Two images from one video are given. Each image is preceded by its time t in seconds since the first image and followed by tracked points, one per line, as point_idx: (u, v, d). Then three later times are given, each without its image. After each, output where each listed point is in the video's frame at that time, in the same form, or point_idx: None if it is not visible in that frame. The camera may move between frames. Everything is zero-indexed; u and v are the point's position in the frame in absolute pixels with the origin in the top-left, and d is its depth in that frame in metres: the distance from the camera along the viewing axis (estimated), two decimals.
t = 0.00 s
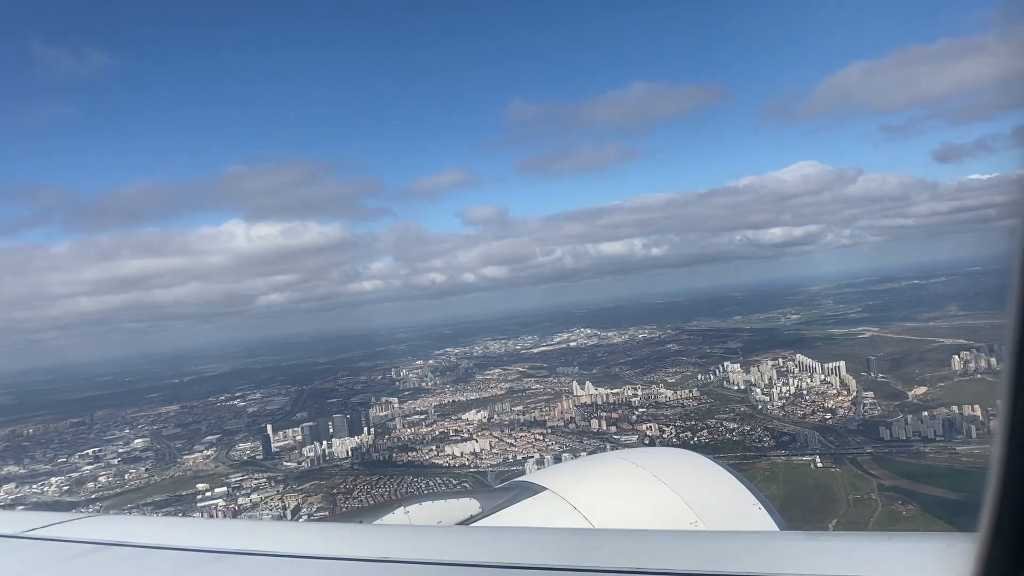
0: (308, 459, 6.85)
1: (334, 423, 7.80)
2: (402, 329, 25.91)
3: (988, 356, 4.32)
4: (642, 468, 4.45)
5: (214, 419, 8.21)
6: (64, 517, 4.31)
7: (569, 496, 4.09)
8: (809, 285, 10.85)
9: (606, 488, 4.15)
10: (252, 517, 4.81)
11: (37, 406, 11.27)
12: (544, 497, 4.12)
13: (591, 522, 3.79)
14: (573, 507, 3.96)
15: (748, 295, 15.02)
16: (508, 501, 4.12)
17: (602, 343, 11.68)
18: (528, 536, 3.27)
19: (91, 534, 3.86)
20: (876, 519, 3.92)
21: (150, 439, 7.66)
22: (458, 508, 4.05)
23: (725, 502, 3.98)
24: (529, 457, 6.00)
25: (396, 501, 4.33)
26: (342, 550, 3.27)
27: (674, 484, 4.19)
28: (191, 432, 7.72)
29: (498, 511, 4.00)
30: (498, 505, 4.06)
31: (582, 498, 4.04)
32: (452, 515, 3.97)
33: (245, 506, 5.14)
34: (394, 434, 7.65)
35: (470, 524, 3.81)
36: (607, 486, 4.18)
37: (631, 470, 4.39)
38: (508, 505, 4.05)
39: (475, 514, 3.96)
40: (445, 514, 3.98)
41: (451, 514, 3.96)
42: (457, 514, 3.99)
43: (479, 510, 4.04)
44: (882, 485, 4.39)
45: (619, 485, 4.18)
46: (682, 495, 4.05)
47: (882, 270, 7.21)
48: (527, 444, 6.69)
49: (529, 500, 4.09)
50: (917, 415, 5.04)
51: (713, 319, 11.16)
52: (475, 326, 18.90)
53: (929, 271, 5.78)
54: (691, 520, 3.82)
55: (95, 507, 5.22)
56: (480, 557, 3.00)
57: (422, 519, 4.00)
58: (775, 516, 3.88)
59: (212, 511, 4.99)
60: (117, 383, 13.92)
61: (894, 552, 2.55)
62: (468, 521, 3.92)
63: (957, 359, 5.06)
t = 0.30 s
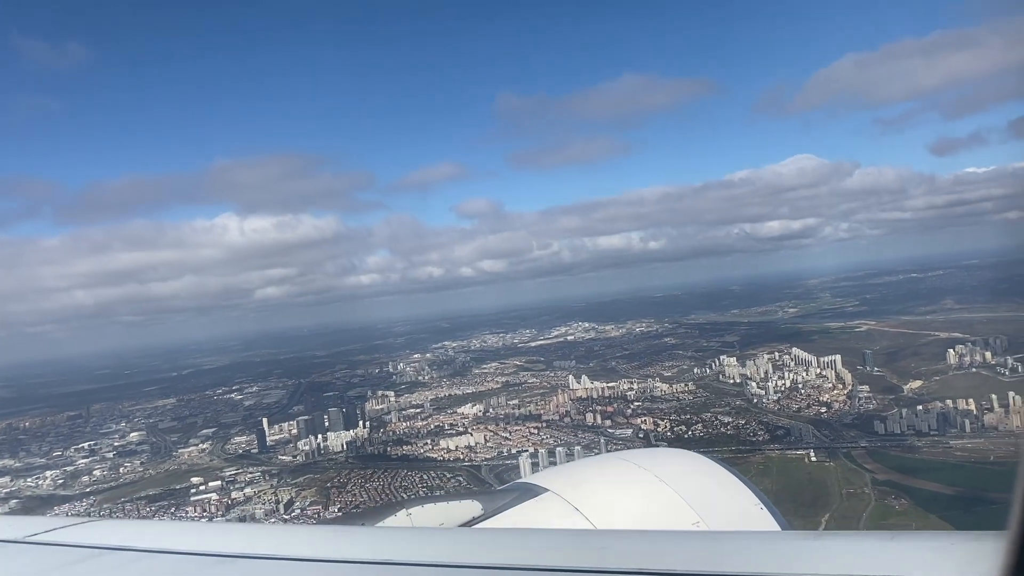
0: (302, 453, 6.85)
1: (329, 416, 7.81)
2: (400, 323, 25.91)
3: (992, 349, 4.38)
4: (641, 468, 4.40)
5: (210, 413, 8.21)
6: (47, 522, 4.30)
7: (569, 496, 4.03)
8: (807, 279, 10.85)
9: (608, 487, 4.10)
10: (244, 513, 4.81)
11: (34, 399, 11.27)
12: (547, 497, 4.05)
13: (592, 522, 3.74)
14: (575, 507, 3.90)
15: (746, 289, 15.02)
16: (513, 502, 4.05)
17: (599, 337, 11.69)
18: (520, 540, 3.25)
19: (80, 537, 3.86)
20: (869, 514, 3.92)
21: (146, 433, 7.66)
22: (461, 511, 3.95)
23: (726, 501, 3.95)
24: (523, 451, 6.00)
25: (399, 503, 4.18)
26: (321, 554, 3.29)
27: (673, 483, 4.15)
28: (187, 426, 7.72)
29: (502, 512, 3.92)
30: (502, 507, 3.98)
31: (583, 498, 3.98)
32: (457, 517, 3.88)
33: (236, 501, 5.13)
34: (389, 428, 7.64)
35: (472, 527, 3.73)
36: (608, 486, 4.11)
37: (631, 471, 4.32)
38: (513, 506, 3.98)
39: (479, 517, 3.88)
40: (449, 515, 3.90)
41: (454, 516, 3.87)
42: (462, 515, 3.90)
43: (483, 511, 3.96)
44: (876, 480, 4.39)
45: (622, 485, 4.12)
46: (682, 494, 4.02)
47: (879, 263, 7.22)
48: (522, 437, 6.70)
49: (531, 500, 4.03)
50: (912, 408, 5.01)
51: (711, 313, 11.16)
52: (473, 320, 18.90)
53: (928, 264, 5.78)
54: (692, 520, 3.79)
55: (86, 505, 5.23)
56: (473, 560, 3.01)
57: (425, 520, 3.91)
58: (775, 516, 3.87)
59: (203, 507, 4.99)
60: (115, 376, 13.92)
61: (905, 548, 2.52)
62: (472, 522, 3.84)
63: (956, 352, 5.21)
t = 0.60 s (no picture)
0: (297, 447, 6.86)
1: (323, 410, 7.81)
2: (398, 316, 25.88)
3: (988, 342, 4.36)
4: (639, 465, 4.39)
5: (206, 406, 8.20)
6: (38, 522, 4.29)
7: (568, 493, 4.03)
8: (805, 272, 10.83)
9: (606, 484, 4.10)
10: (236, 508, 4.82)
11: (31, 392, 11.26)
12: (547, 496, 4.03)
13: (592, 520, 3.74)
14: (574, 504, 3.90)
15: (744, 282, 15.00)
16: (513, 500, 4.05)
17: (596, 330, 11.68)
18: (513, 538, 3.25)
19: (68, 536, 3.86)
20: (862, 507, 3.93)
21: (141, 426, 7.65)
22: (462, 510, 3.94)
23: (725, 499, 3.94)
24: (518, 445, 6.01)
25: (400, 502, 4.16)
26: (297, 554, 3.30)
27: (672, 479, 4.14)
28: (182, 419, 7.72)
29: (503, 511, 3.91)
30: (503, 506, 3.97)
31: (581, 496, 3.97)
32: (457, 515, 3.87)
33: (229, 496, 5.14)
34: (384, 422, 7.65)
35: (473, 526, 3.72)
36: (607, 484, 4.11)
37: (628, 468, 4.31)
38: (514, 504, 3.97)
39: (481, 515, 3.86)
40: (451, 514, 3.89)
41: (456, 516, 3.86)
42: (463, 513, 3.89)
43: (484, 509, 3.94)
44: (870, 474, 4.39)
45: (620, 482, 4.11)
46: (680, 491, 4.01)
47: (877, 256, 7.19)
48: (517, 431, 6.71)
49: (531, 499, 4.01)
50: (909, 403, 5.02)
51: (708, 306, 11.14)
52: (471, 313, 18.89)
53: (925, 257, 5.76)
54: (692, 517, 3.78)
55: (80, 499, 5.23)
56: (466, 558, 3.01)
57: (428, 519, 3.89)
58: (777, 513, 3.84)
59: (196, 502, 5.00)
60: (112, 369, 13.91)
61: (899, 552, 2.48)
62: (472, 521, 3.83)
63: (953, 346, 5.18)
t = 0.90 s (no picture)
0: (291, 438, 6.85)
1: (316, 402, 7.80)
2: (396, 306, 25.85)
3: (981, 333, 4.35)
4: (636, 458, 4.39)
5: (201, 398, 8.20)
6: (30, 516, 4.29)
7: (566, 487, 4.03)
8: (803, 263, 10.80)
9: (603, 478, 4.10)
10: (228, 501, 4.82)
11: (27, 383, 11.25)
12: (546, 490, 4.03)
13: (590, 513, 3.74)
14: (571, 497, 3.90)
15: (742, 273, 14.98)
16: (512, 494, 4.04)
17: (593, 321, 11.67)
18: (504, 533, 3.25)
19: (59, 532, 3.86)
20: (854, 500, 3.94)
21: (136, 418, 7.65)
22: (460, 504, 3.93)
23: (722, 492, 3.94)
24: (512, 437, 6.01)
25: (395, 496, 4.16)
26: (282, 551, 3.29)
27: (670, 473, 4.14)
28: (178, 411, 7.71)
29: (501, 505, 3.90)
30: (501, 500, 3.96)
31: (580, 489, 3.98)
32: (455, 509, 3.87)
33: (221, 488, 5.14)
34: (379, 414, 7.65)
35: (472, 520, 3.72)
36: (604, 477, 4.11)
37: (623, 462, 4.31)
38: (512, 499, 3.97)
39: (479, 509, 3.86)
40: (449, 508, 3.89)
41: (454, 510, 3.86)
42: (461, 507, 3.89)
43: (483, 503, 3.94)
44: (864, 466, 4.41)
45: (616, 475, 4.12)
46: (678, 485, 4.01)
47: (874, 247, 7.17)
48: (511, 423, 6.72)
49: (529, 493, 4.01)
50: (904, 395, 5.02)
51: (705, 297, 11.12)
52: (469, 304, 18.87)
53: (924, 249, 5.73)
54: (690, 510, 3.78)
55: (72, 491, 5.23)
56: (454, 554, 3.01)
57: (426, 514, 3.88)
58: (775, 506, 3.84)
59: (188, 495, 5.01)
60: (109, 360, 13.90)
61: (889, 545, 2.48)
62: (470, 515, 3.83)
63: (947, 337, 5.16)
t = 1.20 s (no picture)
0: (285, 429, 6.85)
1: (311, 392, 7.80)
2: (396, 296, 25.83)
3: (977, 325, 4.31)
4: (633, 450, 4.38)
5: (197, 387, 8.19)
6: (21, 509, 4.29)
7: (563, 479, 4.02)
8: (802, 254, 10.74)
9: (599, 470, 4.10)
10: (220, 491, 4.83)
11: (25, 373, 11.25)
12: (543, 482, 4.02)
13: (587, 505, 3.74)
14: (569, 489, 3.90)
15: (741, 263, 14.93)
16: (510, 487, 4.04)
17: (590, 312, 11.64)
18: (492, 526, 3.26)
19: (48, 525, 3.86)
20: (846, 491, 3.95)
21: (130, 408, 7.64)
22: (457, 497, 3.92)
23: (719, 485, 3.93)
24: (506, 428, 6.02)
25: (391, 489, 4.15)
26: (271, 544, 3.29)
27: (667, 465, 4.14)
28: (173, 401, 7.71)
29: (497, 498, 3.89)
30: (498, 493, 3.95)
31: (576, 481, 3.97)
32: (451, 502, 3.86)
33: (213, 479, 5.15)
34: (373, 404, 7.65)
35: (469, 513, 3.71)
36: (601, 469, 4.11)
37: (617, 454, 4.30)
38: (508, 491, 3.96)
39: (475, 503, 3.85)
40: (446, 501, 3.88)
41: (451, 503, 3.85)
42: (458, 501, 3.88)
43: (479, 497, 3.93)
44: (857, 457, 4.41)
45: (612, 467, 4.11)
46: (675, 477, 4.00)
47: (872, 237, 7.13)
48: (506, 414, 6.72)
49: (527, 486, 4.00)
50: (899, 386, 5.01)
51: (704, 288, 11.09)
52: (468, 294, 18.84)
53: (921, 239, 5.68)
54: (687, 501, 3.78)
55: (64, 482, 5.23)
56: (442, 546, 3.01)
57: (423, 507, 3.87)
58: (773, 498, 3.84)
59: (180, 485, 5.02)
60: (107, 350, 13.89)
61: (881, 537, 2.49)
62: (467, 508, 3.82)
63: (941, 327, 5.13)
